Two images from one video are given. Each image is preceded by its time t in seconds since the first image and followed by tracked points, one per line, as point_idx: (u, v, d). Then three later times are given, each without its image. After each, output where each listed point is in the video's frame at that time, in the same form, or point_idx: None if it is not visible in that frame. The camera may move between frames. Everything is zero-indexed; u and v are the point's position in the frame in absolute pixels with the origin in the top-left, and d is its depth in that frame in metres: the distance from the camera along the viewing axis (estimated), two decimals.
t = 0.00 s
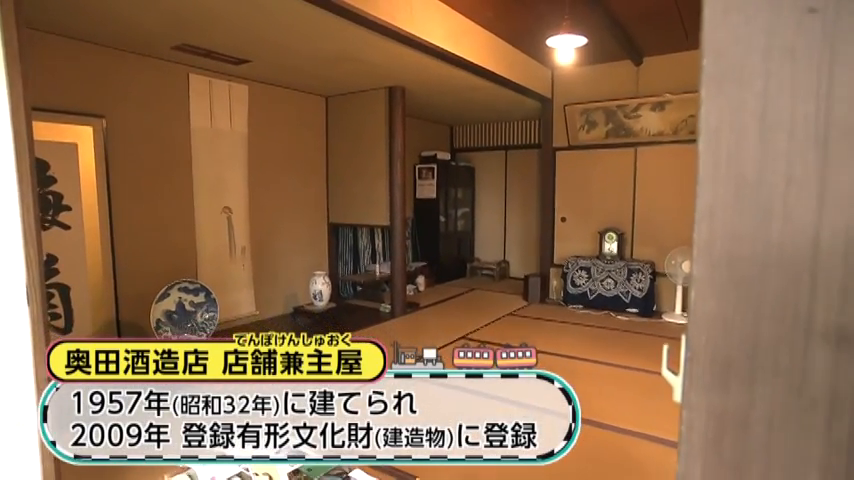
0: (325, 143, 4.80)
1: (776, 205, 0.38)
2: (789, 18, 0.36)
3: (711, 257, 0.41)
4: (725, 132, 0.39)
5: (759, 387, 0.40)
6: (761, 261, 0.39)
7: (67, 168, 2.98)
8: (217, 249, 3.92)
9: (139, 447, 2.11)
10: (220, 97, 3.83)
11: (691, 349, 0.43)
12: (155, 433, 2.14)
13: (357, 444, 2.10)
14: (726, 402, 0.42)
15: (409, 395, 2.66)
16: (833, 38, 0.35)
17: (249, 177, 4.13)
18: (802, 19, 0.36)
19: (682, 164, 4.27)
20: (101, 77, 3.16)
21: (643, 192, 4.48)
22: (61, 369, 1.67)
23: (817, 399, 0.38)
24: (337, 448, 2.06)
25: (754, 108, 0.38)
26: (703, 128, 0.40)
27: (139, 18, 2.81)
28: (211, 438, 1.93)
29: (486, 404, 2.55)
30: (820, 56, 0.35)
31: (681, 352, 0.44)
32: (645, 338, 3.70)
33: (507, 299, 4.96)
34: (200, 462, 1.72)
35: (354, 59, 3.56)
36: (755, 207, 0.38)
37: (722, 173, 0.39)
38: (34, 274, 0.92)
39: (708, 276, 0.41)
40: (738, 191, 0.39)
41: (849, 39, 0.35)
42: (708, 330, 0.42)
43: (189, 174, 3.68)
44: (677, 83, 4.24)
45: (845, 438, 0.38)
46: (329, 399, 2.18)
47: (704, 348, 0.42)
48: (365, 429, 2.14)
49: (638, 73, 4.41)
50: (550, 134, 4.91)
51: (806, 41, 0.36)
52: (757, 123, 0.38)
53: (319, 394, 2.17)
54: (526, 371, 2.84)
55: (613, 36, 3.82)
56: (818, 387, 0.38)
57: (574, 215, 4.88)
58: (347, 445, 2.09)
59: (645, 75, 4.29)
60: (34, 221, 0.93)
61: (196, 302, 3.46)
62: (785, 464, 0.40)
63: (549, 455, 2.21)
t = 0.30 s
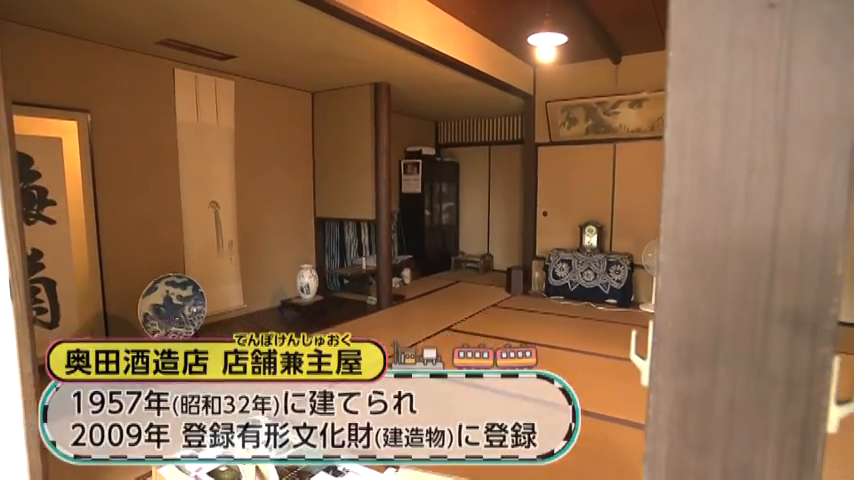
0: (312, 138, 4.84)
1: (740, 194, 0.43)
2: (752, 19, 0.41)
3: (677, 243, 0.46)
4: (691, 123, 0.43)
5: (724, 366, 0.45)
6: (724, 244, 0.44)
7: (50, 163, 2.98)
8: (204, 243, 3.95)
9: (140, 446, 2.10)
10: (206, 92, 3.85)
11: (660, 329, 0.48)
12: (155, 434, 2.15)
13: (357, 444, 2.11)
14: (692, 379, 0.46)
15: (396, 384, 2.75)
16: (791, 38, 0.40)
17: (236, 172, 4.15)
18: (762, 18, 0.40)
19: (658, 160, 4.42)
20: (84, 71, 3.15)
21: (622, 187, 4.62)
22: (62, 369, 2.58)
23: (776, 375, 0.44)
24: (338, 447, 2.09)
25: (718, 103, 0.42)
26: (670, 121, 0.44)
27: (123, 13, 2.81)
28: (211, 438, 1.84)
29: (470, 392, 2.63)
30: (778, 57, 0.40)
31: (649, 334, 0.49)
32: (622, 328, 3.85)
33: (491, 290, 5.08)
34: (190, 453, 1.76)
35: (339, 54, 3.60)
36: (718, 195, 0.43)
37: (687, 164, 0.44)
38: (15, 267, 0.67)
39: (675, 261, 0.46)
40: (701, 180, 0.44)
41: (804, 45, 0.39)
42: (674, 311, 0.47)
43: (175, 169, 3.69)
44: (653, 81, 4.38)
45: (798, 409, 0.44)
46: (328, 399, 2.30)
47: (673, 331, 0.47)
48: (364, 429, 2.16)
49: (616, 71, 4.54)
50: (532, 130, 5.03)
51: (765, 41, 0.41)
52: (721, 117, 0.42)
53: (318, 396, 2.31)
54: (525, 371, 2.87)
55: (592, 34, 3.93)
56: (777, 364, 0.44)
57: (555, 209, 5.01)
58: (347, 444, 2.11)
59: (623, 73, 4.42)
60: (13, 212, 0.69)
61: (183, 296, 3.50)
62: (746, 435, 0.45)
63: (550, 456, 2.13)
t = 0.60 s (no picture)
0: (295, 135, 4.88)
1: (695, 184, 0.54)
2: (707, 20, 0.52)
3: (640, 229, 0.57)
4: (648, 116, 0.55)
5: (680, 346, 0.57)
6: (680, 236, 0.55)
7: (29, 159, 2.98)
8: (189, 239, 3.97)
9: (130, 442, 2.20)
10: (189, 89, 3.86)
11: (627, 312, 0.60)
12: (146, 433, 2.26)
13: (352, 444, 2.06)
14: (653, 357, 0.58)
15: (379, 375, 2.86)
16: (741, 36, 0.51)
17: (220, 168, 4.18)
18: (715, 19, 0.51)
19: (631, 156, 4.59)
20: (65, 67, 3.14)
21: (598, 183, 4.78)
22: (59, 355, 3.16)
23: (726, 355, 0.55)
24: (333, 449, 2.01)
25: (675, 97, 0.54)
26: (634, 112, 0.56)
27: (105, 11, 2.82)
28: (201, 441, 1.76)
29: (449, 382, 2.75)
30: (729, 56, 0.51)
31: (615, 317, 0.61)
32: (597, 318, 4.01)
33: (472, 283, 5.21)
34: (172, 446, 1.74)
35: (322, 51, 3.64)
36: (675, 181, 0.55)
37: (648, 154, 0.56)
38: None
39: (638, 247, 0.58)
40: (660, 167, 0.55)
41: (752, 40, 0.50)
42: (636, 297, 0.59)
43: (158, 165, 3.71)
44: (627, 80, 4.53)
45: (746, 381, 0.55)
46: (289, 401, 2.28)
47: (637, 315, 0.59)
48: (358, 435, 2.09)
49: (592, 70, 4.69)
50: (511, 128, 5.15)
51: (718, 40, 0.52)
52: (677, 109, 0.54)
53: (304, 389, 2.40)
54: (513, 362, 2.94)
55: (569, 34, 4.05)
56: (727, 347, 0.55)
57: (534, 204, 5.15)
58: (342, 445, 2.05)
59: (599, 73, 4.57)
60: None
61: (168, 291, 3.55)
62: (699, 407, 0.57)
63: (533, 441, 2.13)
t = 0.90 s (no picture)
0: (276, 132, 4.92)
1: (649, 178, 0.54)
2: (659, 19, 0.52)
3: (598, 221, 0.58)
4: (604, 111, 0.56)
5: (636, 335, 0.58)
6: (636, 230, 0.56)
7: (5, 155, 2.95)
8: (170, 235, 3.98)
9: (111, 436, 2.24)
10: (169, 87, 3.86)
11: (587, 302, 0.60)
12: (127, 427, 2.32)
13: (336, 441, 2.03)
14: (611, 344, 0.59)
15: (361, 367, 2.95)
16: (692, 34, 0.51)
17: (200, 165, 4.18)
18: (666, 18, 0.52)
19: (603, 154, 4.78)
20: (41, 63, 3.12)
21: (572, 179, 4.96)
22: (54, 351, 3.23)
23: (679, 343, 0.56)
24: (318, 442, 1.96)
25: (630, 93, 0.54)
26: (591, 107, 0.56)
27: (83, 8, 2.81)
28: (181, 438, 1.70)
29: (428, 372, 2.86)
30: (681, 52, 0.52)
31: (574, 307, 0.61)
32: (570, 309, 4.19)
33: (451, 277, 5.36)
34: (152, 440, 1.70)
35: (302, 50, 3.68)
36: (631, 176, 0.55)
37: (604, 149, 0.56)
38: None
39: (596, 239, 0.58)
40: (616, 162, 0.56)
41: (703, 38, 0.51)
42: (595, 287, 0.59)
43: (137, 162, 3.70)
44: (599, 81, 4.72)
45: (699, 371, 0.56)
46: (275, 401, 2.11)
47: (596, 305, 0.59)
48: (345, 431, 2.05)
49: (566, 70, 4.85)
50: (489, 126, 5.29)
51: (669, 37, 0.52)
52: (632, 105, 0.54)
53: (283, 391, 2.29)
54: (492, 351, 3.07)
55: (543, 35, 4.19)
56: (681, 335, 0.56)
57: (511, 199, 5.31)
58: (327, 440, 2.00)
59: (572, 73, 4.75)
60: None
61: (149, 288, 3.57)
62: (654, 392, 0.58)
63: (511, 425, 2.26)
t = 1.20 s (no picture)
0: (253, 131, 4.92)
1: (600, 173, 0.57)
2: (607, 18, 0.55)
3: (552, 215, 0.60)
4: (557, 108, 0.58)
5: (589, 325, 0.60)
6: (587, 223, 0.58)
7: None
8: (145, 235, 3.94)
9: (91, 435, 2.26)
10: (143, 84, 3.82)
11: (543, 293, 0.63)
12: (106, 426, 2.33)
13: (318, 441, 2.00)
14: (566, 335, 0.62)
15: (339, 362, 3.02)
16: (637, 37, 0.54)
17: (175, 164, 4.15)
18: (614, 19, 0.54)
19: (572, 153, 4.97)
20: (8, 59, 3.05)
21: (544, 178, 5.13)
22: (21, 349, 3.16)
23: (629, 331, 0.59)
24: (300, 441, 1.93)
25: (580, 91, 0.57)
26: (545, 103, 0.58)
27: (53, 4, 2.75)
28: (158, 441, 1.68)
29: (406, 366, 2.96)
30: (627, 51, 0.54)
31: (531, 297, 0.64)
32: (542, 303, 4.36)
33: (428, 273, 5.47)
34: (125, 440, 1.69)
35: (278, 49, 3.69)
36: (582, 170, 0.58)
37: (557, 147, 0.58)
38: None
39: (551, 231, 0.61)
40: (569, 158, 0.58)
41: (647, 40, 0.53)
42: (551, 276, 0.62)
43: (110, 160, 3.65)
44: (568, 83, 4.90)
45: (646, 357, 0.59)
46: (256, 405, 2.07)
47: (551, 296, 0.62)
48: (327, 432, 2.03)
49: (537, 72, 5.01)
50: (464, 125, 5.41)
51: (616, 37, 0.54)
52: (583, 102, 0.56)
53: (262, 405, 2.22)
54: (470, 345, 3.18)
55: (515, 37, 4.33)
56: (629, 322, 0.59)
57: (486, 197, 5.46)
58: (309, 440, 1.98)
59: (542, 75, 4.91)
60: None
61: (124, 287, 3.54)
62: (605, 381, 0.61)
63: (486, 414, 2.37)
